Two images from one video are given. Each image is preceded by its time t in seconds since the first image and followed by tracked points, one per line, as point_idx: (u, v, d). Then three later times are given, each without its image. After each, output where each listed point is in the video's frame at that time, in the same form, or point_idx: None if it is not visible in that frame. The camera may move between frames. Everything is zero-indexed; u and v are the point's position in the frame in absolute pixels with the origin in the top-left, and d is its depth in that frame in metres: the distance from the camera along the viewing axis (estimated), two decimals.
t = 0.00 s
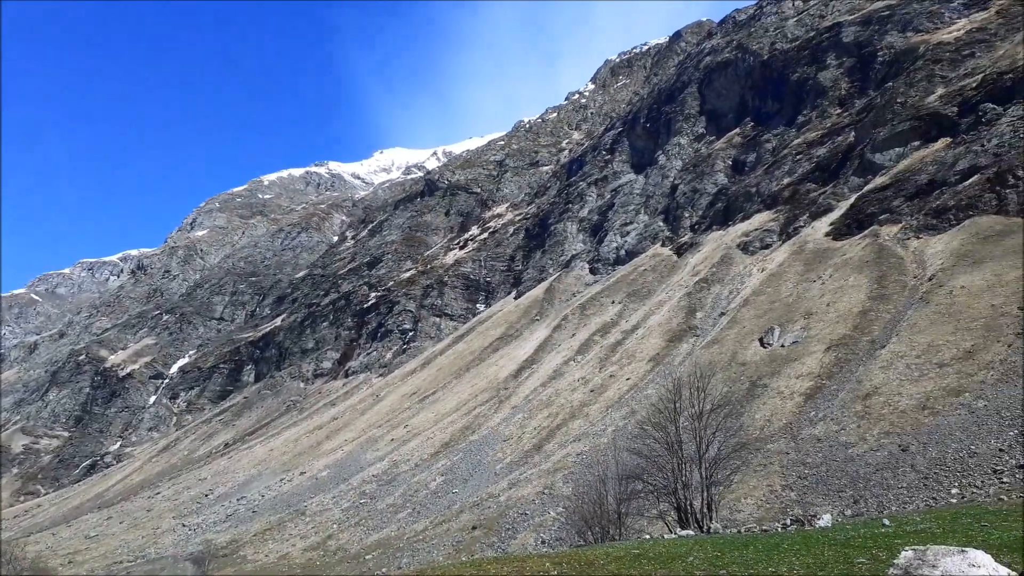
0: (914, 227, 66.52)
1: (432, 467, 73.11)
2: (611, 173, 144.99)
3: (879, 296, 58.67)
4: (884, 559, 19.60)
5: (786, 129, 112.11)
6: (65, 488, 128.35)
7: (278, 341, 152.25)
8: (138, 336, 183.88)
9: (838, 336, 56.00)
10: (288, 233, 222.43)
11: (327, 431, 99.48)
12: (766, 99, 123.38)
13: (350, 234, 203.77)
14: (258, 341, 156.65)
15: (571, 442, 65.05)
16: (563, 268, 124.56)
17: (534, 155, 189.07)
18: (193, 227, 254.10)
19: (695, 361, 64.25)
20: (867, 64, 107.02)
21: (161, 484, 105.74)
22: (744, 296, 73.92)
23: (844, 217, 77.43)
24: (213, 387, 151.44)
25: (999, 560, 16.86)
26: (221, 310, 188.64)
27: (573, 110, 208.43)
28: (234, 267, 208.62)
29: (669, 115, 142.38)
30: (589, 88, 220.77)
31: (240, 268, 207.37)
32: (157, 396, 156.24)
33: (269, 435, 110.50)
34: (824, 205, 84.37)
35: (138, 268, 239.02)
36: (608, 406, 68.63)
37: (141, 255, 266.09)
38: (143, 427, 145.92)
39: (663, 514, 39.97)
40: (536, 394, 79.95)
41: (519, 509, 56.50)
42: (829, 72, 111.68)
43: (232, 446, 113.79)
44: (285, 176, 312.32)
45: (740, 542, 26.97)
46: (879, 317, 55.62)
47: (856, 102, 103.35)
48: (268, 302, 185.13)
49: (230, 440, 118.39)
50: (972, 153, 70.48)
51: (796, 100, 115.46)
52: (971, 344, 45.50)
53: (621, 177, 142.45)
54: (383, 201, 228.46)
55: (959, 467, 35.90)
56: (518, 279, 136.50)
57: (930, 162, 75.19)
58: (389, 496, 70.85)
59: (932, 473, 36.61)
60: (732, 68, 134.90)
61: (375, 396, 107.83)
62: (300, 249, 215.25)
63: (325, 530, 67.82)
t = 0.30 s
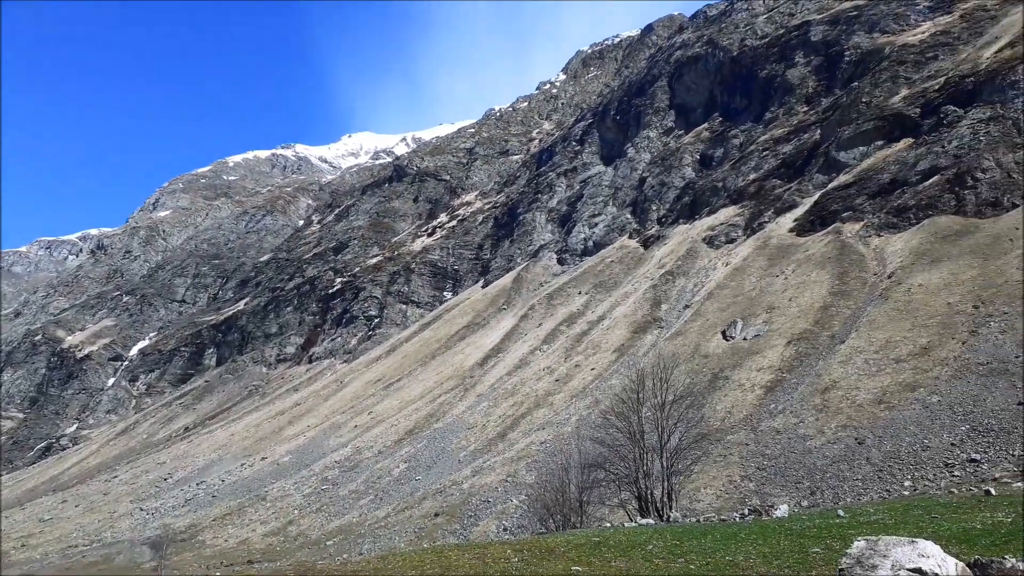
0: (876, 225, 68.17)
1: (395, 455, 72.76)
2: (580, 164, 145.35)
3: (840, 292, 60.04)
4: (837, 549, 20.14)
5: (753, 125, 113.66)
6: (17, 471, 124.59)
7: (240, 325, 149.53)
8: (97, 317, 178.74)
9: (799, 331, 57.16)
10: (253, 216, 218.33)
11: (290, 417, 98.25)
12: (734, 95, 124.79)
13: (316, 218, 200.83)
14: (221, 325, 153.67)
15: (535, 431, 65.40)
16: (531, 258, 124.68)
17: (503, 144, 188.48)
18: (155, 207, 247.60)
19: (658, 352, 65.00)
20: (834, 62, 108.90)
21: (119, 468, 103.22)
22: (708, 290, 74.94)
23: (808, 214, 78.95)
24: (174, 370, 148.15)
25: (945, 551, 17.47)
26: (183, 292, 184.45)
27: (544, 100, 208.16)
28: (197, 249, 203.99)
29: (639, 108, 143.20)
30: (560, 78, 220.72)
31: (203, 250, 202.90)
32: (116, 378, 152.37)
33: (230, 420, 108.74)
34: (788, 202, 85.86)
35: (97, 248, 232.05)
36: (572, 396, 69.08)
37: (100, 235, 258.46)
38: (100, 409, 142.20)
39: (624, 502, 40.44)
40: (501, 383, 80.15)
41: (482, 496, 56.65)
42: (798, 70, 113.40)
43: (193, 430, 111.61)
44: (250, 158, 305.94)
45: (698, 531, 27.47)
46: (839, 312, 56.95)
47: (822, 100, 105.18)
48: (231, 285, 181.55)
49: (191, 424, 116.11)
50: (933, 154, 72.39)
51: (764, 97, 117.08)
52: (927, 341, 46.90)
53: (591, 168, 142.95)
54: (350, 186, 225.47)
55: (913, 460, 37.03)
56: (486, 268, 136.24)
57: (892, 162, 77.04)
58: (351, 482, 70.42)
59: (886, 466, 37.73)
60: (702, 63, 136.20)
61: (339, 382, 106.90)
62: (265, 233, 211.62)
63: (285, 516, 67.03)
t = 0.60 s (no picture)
0: (796, 228, 71.29)
1: (316, 445, 71.04)
2: (514, 158, 145.82)
3: (759, 291, 62.56)
4: (746, 537, 20.98)
5: (684, 126, 116.72)
6: None
7: (159, 310, 142.54)
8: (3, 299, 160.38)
9: (719, 327, 59.20)
10: (176, 200, 209.39)
11: (209, 406, 94.44)
12: (666, 96, 127.86)
13: (243, 203, 193.71)
14: (139, 309, 146.03)
15: (461, 422, 65.27)
16: (463, 250, 124.22)
17: (439, 135, 186.80)
18: (70, 186, 233.01)
19: (585, 347, 66.08)
20: (763, 67, 112.87)
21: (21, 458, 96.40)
22: (635, 286, 76.60)
23: (732, 214, 81.74)
24: (88, 355, 139.18)
25: (849, 540, 18.47)
26: (100, 276, 174.30)
27: (481, 93, 207.54)
28: (116, 231, 192.88)
29: (574, 105, 144.90)
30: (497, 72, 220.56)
31: (123, 233, 192.24)
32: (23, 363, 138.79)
33: (144, 408, 103.53)
34: (713, 203, 88.68)
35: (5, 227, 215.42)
36: (499, 388, 69.25)
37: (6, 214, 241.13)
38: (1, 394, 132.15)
39: (545, 493, 40.86)
40: (428, 374, 79.61)
41: (405, 488, 56.08)
42: (727, 74, 117.18)
43: (105, 418, 105.56)
44: (175, 138, 292.16)
45: (616, 520, 28.17)
46: (758, 310, 59.31)
47: (750, 104, 108.98)
48: (151, 269, 172.79)
49: (103, 411, 109.70)
50: (851, 160, 76.19)
51: (695, 98, 120.48)
52: (838, 340, 49.47)
53: (525, 162, 143.64)
54: (280, 171, 218.56)
55: (821, 454, 38.99)
56: (417, 258, 134.82)
57: (813, 167, 80.71)
58: (271, 472, 68.40)
59: (796, 459, 39.59)
60: (637, 63, 139.00)
61: (262, 370, 103.51)
62: (189, 217, 202.97)
63: (201, 506, 64.30)
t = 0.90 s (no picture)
0: (690, 235, 74.63)
1: (202, 446, 67.05)
2: (418, 154, 144.24)
3: (654, 295, 64.98)
4: (637, 536, 21.57)
5: (587, 132, 119.46)
6: None
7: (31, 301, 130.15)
8: None
9: (615, 329, 60.96)
10: (54, 180, 189.43)
11: (85, 403, 86.94)
12: (571, 100, 130.41)
13: (128, 189, 180.57)
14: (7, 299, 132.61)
15: (356, 423, 63.60)
16: (363, 245, 121.59)
17: (341, 126, 181.61)
18: None
19: (487, 347, 66.19)
20: (664, 77, 117.05)
21: None
22: (536, 288, 77.55)
23: (631, 220, 84.46)
24: None
25: (733, 537, 19.37)
26: None
27: (385, 85, 203.75)
28: None
29: (480, 104, 145.03)
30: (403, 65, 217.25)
31: None
32: None
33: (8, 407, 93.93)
34: (613, 208, 91.34)
35: None
36: (397, 388, 68.08)
37: None
38: None
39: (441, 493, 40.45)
40: (324, 373, 77.18)
41: (296, 490, 53.90)
42: (630, 82, 120.98)
43: None
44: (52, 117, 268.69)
45: (511, 520, 28.22)
46: (653, 314, 61.60)
47: (650, 112, 112.95)
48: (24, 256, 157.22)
49: None
50: (743, 172, 80.57)
51: (599, 104, 123.65)
52: (727, 343, 52.16)
53: (428, 159, 142.38)
54: (170, 157, 205.35)
55: (708, 454, 40.83)
56: (314, 253, 130.60)
57: (709, 177, 84.76)
58: (152, 474, 63.76)
59: (685, 458, 41.28)
60: (543, 65, 140.86)
61: (145, 366, 96.54)
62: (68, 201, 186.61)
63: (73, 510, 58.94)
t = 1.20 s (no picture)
0: (595, 240, 76.64)
1: (84, 441, 62.38)
2: (325, 146, 140.91)
3: (560, 297, 66.20)
4: (536, 535, 21.81)
5: (499, 134, 120.36)
6: None
7: None
8: None
9: (521, 330, 61.65)
10: None
11: None
12: (483, 102, 131.07)
13: (8, 168, 166.19)
14: None
15: (251, 419, 61.07)
16: (265, 237, 117.44)
17: (246, 114, 174.49)
18: None
19: (391, 344, 65.37)
20: (575, 85, 119.68)
21: None
22: (443, 286, 77.26)
23: (539, 223, 85.73)
24: None
25: (627, 535, 20.00)
26: None
27: (294, 74, 197.77)
28: None
29: (391, 99, 143.30)
30: (313, 55, 211.57)
31: None
32: None
33: None
34: (522, 211, 92.49)
35: None
36: (295, 384, 65.91)
37: None
38: None
39: (338, 492, 39.43)
40: (219, 367, 73.70)
41: (185, 487, 51.12)
42: (542, 88, 122.92)
43: None
44: None
45: (410, 519, 27.92)
46: (558, 316, 62.75)
47: (560, 118, 115.13)
48: None
49: None
50: (648, 181, 83.47)
51: (510, 107, 124.99)
52: (627, 347, 53.83)
53: (336, 152, 139.35)
54: (57, 136, 190.67)
55: (606, 454, 41.93)
56: (212, 243, 124.90)
57: (615, 184, 87.27)
58: (28, 469, 58.59)
59: (584, 458, 42.21)
60: (456, 65, 140.92)
61: (23, 356, 88.87)
62: None
63: None
